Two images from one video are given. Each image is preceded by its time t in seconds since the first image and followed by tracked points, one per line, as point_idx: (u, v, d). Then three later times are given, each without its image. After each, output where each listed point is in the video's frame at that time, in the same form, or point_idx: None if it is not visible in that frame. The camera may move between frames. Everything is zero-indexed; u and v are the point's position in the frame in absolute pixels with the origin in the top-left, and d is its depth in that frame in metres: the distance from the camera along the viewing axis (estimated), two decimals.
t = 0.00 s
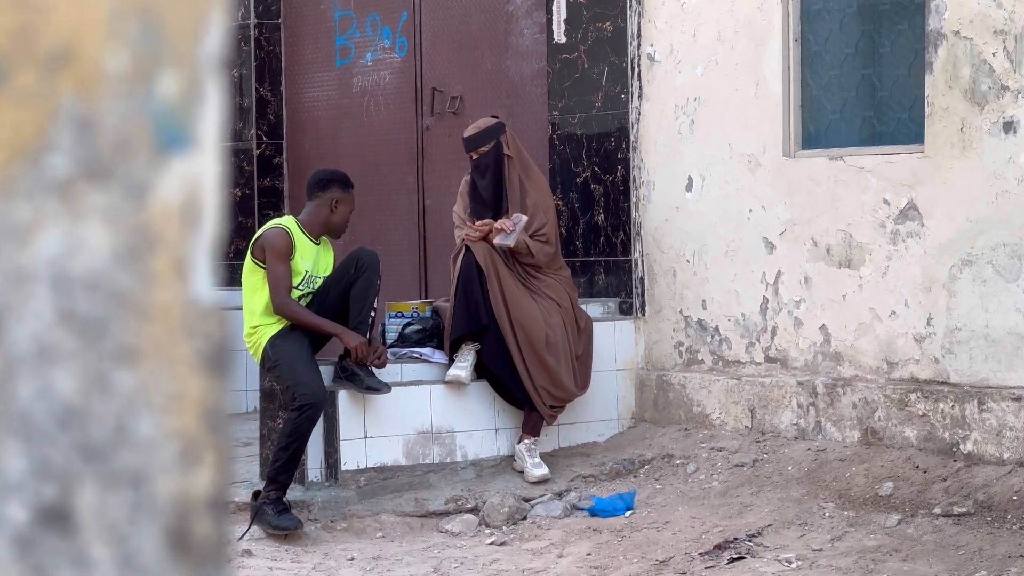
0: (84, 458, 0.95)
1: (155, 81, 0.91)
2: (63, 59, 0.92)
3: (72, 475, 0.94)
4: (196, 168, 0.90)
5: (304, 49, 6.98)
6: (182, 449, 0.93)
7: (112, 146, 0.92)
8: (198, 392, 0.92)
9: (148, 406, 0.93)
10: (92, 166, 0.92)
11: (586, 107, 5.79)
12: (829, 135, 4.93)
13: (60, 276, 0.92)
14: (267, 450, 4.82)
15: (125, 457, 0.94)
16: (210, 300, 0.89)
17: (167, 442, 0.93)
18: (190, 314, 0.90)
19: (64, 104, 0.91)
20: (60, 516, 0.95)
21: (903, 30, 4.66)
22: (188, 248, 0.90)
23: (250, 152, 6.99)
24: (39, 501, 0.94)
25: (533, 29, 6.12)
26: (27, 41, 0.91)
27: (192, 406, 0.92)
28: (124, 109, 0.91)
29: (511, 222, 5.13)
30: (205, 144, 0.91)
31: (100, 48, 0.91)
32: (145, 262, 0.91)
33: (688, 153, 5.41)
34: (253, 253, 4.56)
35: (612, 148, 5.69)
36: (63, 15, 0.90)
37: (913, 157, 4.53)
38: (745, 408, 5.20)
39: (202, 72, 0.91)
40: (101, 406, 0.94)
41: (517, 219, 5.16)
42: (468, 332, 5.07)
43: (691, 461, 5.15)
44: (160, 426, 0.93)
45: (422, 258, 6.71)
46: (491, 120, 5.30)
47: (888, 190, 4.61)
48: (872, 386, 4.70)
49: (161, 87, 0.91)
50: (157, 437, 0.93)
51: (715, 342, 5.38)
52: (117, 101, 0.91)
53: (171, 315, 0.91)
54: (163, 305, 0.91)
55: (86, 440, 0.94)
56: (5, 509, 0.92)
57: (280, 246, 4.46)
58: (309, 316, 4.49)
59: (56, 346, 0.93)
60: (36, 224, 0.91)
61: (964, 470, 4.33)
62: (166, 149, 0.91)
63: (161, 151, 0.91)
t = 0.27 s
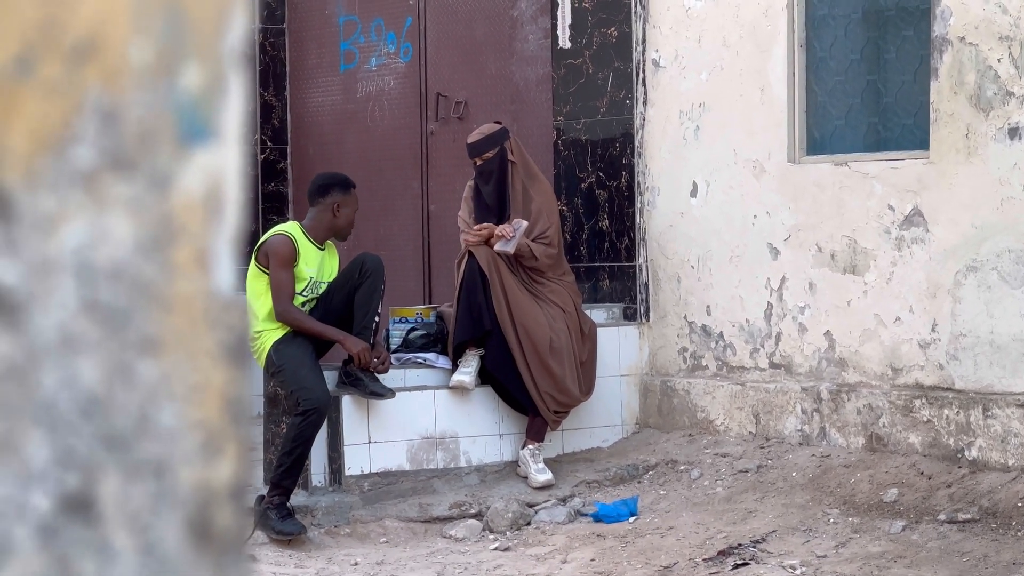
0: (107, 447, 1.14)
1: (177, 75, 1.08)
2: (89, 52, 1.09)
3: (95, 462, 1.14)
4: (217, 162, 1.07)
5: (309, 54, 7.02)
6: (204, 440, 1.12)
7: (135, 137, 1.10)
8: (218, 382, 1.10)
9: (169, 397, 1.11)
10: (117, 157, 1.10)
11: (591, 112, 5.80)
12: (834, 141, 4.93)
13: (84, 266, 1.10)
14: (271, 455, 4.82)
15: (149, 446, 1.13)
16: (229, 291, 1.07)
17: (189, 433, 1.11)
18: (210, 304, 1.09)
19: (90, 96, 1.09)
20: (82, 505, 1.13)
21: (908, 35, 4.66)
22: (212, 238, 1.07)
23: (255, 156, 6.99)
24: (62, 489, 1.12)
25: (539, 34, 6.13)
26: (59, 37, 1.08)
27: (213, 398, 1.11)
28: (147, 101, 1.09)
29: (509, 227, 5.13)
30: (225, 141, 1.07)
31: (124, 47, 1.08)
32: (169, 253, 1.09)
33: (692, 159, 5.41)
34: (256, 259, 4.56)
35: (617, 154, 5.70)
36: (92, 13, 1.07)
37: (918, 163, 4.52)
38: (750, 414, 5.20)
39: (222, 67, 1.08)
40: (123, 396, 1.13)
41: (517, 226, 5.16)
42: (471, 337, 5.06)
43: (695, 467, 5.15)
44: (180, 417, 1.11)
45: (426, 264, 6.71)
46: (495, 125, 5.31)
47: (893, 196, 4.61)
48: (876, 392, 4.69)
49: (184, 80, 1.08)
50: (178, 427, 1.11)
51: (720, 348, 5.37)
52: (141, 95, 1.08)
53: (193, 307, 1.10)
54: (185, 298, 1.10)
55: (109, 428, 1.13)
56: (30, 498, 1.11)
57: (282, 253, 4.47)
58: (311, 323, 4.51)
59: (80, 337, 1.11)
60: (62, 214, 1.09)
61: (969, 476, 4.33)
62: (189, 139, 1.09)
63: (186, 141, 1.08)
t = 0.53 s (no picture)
0: (104, 446, 1.02)
1: (177, 73, 0.97)
2: (86, 49, 0.97)
3: (93, 462, 1.02)
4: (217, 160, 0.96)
5: (309, 57, 7.00)
6: (200, 439, 1.00)
7: (133, 136, 0.98)
8: (215, 381, 0.99)
9: (167, 396, 1.00)
10: (112, 156, 0.98)
11: (590, 116, 5.80)
12: (834, 145, 4.93)
13: (81, 263, 0.99)
14: (270, 458, 4.82)
15: (145, 444, 1.01)
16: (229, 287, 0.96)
17: (186, 432, 1.00)
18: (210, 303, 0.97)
19: (87, 94, 0.97)
20: (81, 503, 1.01)
21: (908, 40, 4.66)
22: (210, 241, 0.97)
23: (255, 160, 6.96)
24: (59, 488, 1.00)
25: (538, 39, 6.13)
26: (56, 36, 0.97)
27: (209, 397, 0.99)
28: (147, 99, 0.97)
29: (509, 235, 5.12)
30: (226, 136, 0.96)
31: (122, 41, 0.97)
32: (165, 255, 0.98)
33: (691, 163, 5.42)
34: (254, 264, 4.55)
35: (616, 158, 5.70)
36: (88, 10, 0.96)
37: (917, 168, 4.52)
38: (749, 419, 5.20)
39: (222, 66, 0.97)
40: (120, 394, 1.01)
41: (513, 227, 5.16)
42: (473, 342, 5.02)
43: (694, 472, 5.14)
44: (179, 417, 1.00)
45: (425, 267, 6.71)
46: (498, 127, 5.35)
47: (893, 201, 4.61)
48: (875, 396, 4.69)
49: (182, 79, 0.97)
50: (177, 426, 1.00)
51: (719, 352, 5.37)
52: (139, 92, 0.97)
53: (189, 304, 0.98)
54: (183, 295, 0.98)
55: (106, 427, 1.02)
56: (28, 497, 0.99)
57: (280, 258, 4.47)
58: (309, 327, 4.51)
59: (78, 336, 0.99)
60: (59, 214, 0.98)
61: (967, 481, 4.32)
62: (188, 138, 0.97)
63: (185, 140, 0.97)
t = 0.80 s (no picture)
0: (100, 455, 1.34)
1: (172, 85, 1.26)
2: (81, 62, 1.28)
3: (88, 472, 1.34)
4: (211, 169, 1.26)
5: (306, 66, 7.02)
6: (197, 450, 1.34)
7: (130, 147, 1.28)
8: (211, 393, 1.32)
9: (165, 407, 1.32)
10: (110, 164, 1.29)
11: (588, 126, 5.81)
12: (831, 155, 4.93)
13: (80, 273, 1.30)
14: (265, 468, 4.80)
15: (143, 451, 1.34)
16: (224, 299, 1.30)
17: (184, 443, 1.33)
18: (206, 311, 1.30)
19: (87, 104, 1.27)
20: (77, 513, 1.34)
21: (905, 51, 4.67)
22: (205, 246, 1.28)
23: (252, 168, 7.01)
24: (57, 496, 1.32)
25: (536, 48, 6.12)
26: (53, 44, 1.28)
27: (207, 407, 1.32)
28: (143, 112, 1.27)
29: (520, 247, 5.15)
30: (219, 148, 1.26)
31: (121, 64, 1.27)
32: (167, 258, 1.29)
33: (689, 172, 5.41)
34: (250, 273, 4.55)
35: (614, 167, 5.70)
36: (90, 22, 1.27)
37: (914, 179, 4.53)
38: (745, 429, 5.19)
39: (215, 83, 1.27)
40: (118, 405, 1.33)
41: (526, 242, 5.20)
42: (479, 353, 5.05)
43: (690, 482, 5.13)
44: (177, 429, 1.33)
45: (422, 277, 6.70)
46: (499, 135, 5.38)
47: (890, 212, 4.61)
48: (872, 407, 4.69)
49: (178, 90, 1.27)
50: (173, 439, 1.33)
51: (716, 362, 5.36)
52: (136, 102, 1.27)
53: (188, 314, 1.31)
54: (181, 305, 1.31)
55: (102, 438, 1.34)
56: (26, 506, 1.31)
57: (276, 267, 4.46)
58: (305, 336, 4.49)
59: (75, 347, 1.31)
60: (58, 221, 1.28)
61: (964, 492, 4.31)
62: (186, 148, 1.27)
63: (181, 150, 1.27)
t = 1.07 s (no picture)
0: (109, 437, 1.03)
1: (183, 65, 0.99)
2: (92, 37, 0.99)
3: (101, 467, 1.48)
4: (223, 150, 0.98)
5: (300, 65, 7.02)
6: (205, 434, 1.02)
7: (139, 126, 0.99)
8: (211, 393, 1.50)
9: (172, 392, 1.02)
10: (117, 145, 1.00)
11: (581, 125, 5.80)
12: (825, 155, 4.94)
13: (87, 255, 1.00)
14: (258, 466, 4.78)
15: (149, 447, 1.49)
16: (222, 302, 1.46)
17: (191, 425, 1.02)
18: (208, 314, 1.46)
19: (94, 84, 0.98)
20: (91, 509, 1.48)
21: (899, 51, 4.68)
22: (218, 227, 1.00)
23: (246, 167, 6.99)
24: (63, 481, 1.01)
25: (530, 47, 6.14)
26: (62, 23, 0.98)
27: (216, 391, 1.02)
28: (151, 89, 0.99)
29: (532, 249, 5.23)
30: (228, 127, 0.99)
31: (127, 30, 0.98)
32: (173, 244, 1.01)
33: (683, 172, 5.41)
34: (244, 272, 4.51)
35: (607, 166, 5.70)
36: None
37: (908, 179, 4.53)
38: (738, 428, 5.20)
39: (230, 58, 0.99)
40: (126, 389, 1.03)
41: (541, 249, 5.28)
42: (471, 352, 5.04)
43: (683, 481, 5.14)
44: (185, 412, 1.02)
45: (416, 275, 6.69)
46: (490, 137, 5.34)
47: (883, 211, 4.62)
48: (864, 407, 4.70)
49: (189, 69, 0.99)
50: (182, 421, 1.02)
51: (709, 361, 5.36)
52: (144, 81, 0.99)
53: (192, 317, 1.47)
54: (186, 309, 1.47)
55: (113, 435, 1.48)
56: (32, 491, 0.99)
57: (270, 267, 4.44)
58: (298, 335, 4.50)
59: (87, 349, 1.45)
60: (66, 201, 0.99)
61: (956, 491, 4.33)
62: (195, 128, 1.00)
63: (191, 130, 1.00)
